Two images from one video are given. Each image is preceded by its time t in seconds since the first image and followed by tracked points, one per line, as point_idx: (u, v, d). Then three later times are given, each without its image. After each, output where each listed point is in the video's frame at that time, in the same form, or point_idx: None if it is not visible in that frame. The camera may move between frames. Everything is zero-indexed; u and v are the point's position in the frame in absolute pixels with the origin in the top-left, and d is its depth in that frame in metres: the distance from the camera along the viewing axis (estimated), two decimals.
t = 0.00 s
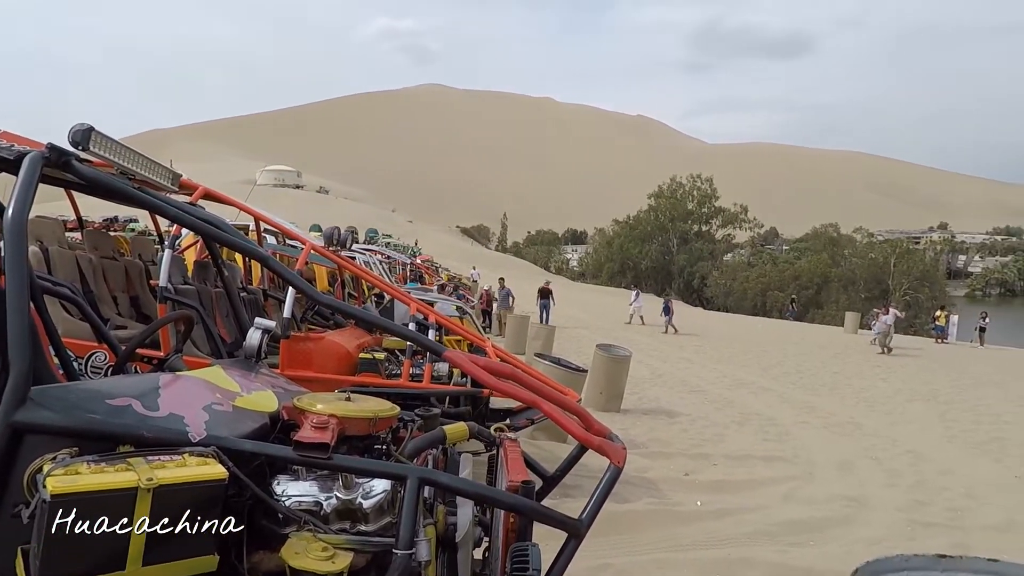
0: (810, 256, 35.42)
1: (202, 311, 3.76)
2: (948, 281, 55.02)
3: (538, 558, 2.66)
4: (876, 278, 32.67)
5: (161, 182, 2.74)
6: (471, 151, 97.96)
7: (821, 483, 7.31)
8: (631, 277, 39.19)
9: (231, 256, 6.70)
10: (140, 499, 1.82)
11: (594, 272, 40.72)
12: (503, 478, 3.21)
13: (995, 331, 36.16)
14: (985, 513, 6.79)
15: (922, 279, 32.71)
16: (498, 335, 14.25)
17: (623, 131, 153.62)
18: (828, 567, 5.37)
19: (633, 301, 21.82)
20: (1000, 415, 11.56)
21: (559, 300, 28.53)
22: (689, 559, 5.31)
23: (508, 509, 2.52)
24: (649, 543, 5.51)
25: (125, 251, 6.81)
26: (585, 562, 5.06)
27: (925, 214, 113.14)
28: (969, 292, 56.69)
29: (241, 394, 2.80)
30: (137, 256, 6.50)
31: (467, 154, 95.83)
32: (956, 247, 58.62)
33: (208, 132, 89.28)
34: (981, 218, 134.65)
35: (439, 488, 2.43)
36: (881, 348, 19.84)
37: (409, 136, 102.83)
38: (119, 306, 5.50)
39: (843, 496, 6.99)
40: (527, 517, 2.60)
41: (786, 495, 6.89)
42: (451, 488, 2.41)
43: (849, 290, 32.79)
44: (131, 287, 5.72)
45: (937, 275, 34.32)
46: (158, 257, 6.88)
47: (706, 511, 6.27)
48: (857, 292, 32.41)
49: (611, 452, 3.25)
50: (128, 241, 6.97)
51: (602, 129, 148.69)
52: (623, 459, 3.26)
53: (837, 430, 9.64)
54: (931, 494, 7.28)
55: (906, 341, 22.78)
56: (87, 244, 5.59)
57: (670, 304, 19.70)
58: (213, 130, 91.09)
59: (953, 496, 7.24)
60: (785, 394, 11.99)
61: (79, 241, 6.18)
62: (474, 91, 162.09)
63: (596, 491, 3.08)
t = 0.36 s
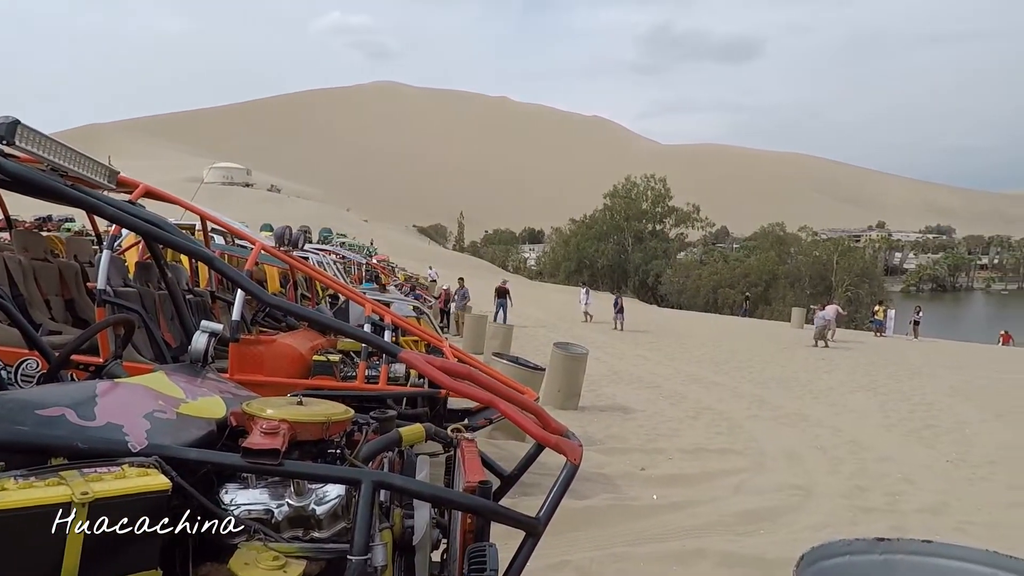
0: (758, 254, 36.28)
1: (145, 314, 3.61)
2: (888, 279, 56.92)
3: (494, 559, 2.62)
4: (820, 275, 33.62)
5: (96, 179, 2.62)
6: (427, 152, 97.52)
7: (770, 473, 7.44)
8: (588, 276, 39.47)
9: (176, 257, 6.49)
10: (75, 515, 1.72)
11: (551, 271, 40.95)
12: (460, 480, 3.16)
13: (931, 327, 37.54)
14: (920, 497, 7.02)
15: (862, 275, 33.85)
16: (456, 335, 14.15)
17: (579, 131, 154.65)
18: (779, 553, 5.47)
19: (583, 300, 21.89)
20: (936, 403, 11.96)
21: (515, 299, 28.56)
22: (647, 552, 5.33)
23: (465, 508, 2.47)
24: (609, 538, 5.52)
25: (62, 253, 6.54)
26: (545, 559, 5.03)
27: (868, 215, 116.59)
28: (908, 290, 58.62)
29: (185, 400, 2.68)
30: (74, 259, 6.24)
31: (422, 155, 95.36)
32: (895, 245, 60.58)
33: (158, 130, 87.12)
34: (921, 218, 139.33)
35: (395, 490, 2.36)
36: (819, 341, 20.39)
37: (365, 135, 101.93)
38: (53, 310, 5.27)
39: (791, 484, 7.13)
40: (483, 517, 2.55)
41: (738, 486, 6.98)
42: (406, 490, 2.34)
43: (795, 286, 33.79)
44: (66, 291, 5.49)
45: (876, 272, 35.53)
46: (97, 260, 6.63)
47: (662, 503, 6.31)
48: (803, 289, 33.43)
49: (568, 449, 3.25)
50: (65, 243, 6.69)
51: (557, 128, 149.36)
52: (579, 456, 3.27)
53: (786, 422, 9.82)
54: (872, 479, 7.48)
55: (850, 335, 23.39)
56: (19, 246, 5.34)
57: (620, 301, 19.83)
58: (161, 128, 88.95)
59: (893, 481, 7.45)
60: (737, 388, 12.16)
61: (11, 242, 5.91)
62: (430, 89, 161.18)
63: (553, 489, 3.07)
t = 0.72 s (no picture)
0: (708, 252, 36.76)
1: (80, 318, 3.43)
2: (832, 277, 58.46)
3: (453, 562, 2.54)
4: (767, 273, 34.33)
5: (22, 175, 2.47)
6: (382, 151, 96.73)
7: (722, 465, 7.51)
8: (545, 275, 39.64)
9: (118, 260, 6.24)
10: None
11: (509, 271, 40.98)
12: (417, 482, 3.07)
13: (874, 322, 38.67)
14: (862, 483, 7.18)
15: (807, 272, 34.77)
16: (413, 336, 13.98)
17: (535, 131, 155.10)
18: (730, 544, 5.53)
19: (534, 298, 21.72)
20: (877, 394, 12.27)
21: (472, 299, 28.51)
22: (604, 546, 5.32)
23: (420, 513, 2.38)
24: (568, 535, 5.49)
25: None
26: (503, 558, 4.98)
27: (816, 215, 119.49)
28: (850, 287, 60.32)
29: (127, 408, 2.54)
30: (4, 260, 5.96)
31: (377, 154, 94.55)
32: (839, 243, 62.25)
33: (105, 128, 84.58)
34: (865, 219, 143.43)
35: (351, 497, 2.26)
36: (763, 335, 20.71)
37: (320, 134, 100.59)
38: None
39: (742, 476, 7.20)
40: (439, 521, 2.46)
41: (691, 478, 7.03)
42: (361, 495, 2.23)
43: (745, 284, 34.43)
44: None
45: (820, 270, 36.43)
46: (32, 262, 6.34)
47: (619, 499, 6.31)
48: (752, 286, 34.10)
49: (524, 449, 3.23)
50: None
51: (513, 128, 149.53)
52: (537, 455, 3.23)
53: (737, 415, 9.94)
54: (817, 468, 7.62)
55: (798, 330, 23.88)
56: None
57: (571, 299, 19.83)
58: (108, 125, 86.37)
59: (836, 469, 7.60)
60: (690, 384, 12.28)
61: None
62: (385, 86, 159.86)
63: (509, 490, 3.04)
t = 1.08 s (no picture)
0: (661, 250, 37.22)
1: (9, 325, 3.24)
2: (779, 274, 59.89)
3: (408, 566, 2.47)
4: (718, 270, 35.02)
5: None
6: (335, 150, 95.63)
7: (677, 460, 7.55)
8: (502, 274, 39.59)
9: (55, 263, 5.98)
10: None
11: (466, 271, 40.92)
12: (370, 487, 2.99)
13: (819, 318, 39.73)
14: (808, 473, 7.29)
15: (755, 270, 35.57)
16: (368, 337, 13.79)
17: (491, 131, 155.15)
18: (683, 536, 5.55)
19: (485, 297, 21.57)
20: (822, 386, 12.51)
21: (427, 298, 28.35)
22: (561, 544, 5.28)
23: (375, 518, 2.29)
24: (529, 533, 5.43)
25: None
26: (462, 560, 4.90)
27: (765, 215, 122.08)
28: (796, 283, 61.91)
29: (60, 420, 2.40)
30: None
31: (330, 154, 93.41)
32: (785, 241, 63.78)
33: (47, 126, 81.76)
34: (813, 218, 147.05)
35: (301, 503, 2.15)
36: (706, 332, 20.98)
37: (273, 134, 98.98)
38: None
39: (695, 469, 7.24)
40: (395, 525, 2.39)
41: (646, 473, 7.04)
42: (313, 503, 2.13)
43: (697, 281, 35.05)
44: None
45: (767, 267, 37.30)
46: None
47: (576, 495, 6.28)
48: (704, 284, 34.77)
49: (481, 450, 3.16)
50: None
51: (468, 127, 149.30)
52: (493, 455, 3.16)
53: (690, 410, 10.03)
54: (765, 459, 7.71)
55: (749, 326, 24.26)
56: None
57: (524, 299, 19.80)
58: (51, 124, 83.52)
59: (784, 460, 7.71)
60: (646, 380, 12.36)
61: None
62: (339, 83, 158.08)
63: (464, 492, 2.98)
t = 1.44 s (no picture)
0: (616, 249, 37.55)
1: None
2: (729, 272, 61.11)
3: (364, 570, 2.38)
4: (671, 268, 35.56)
5: None
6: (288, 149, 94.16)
7: (632, 455, 7.55)
8: (460, 273, 39.14)
9: None
10: None
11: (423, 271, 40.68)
12: (323, 493, 2.87)
13: (767, 314, 40.64)
14: (757, 464, 7.36)
15: (706, 268, 36.25)
16: (322, 339, 13.54)
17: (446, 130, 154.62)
18: (639, 530, 5.54)
19: (436, 297, 21.26)
20: (771, 380, 12.72)
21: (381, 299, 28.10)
22: (518, 542, 5.22)
23: (330, 524, 2.19)
24: (487, 533, 5.36)
25: None
26: (420, 561, 4.81)
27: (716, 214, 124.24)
28: (745, 281, 63.26)
29: None
30: None
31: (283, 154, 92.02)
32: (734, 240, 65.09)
33: None
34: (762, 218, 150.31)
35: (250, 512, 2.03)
36: (654, 330, 21.10)
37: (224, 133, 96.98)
38: None
39: (650, 464, 7.25)
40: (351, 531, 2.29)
41: (602, 470, 7.03)
42: (265, 512, 2.01)
43: (652, 279, 35.51)
44: None
45: (718, 265, 38.01)
46: None
47: (535, 494, 6.22)
48: (658, 282, 35.31)
49: (437, 451, 3.09)
50: None
51: (423, 127, 148.65)
52: (450, 456, 3.08)
53: (645, 406, 10.07)
54: (717, 452, 7.77)
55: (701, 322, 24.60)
56: None
57: (474, 298, 19.69)
58: None
59: (734, 452, 7.78)
60: (602, 377, 12.39)
61: None
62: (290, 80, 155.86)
63: (421, 496, 2.92)
